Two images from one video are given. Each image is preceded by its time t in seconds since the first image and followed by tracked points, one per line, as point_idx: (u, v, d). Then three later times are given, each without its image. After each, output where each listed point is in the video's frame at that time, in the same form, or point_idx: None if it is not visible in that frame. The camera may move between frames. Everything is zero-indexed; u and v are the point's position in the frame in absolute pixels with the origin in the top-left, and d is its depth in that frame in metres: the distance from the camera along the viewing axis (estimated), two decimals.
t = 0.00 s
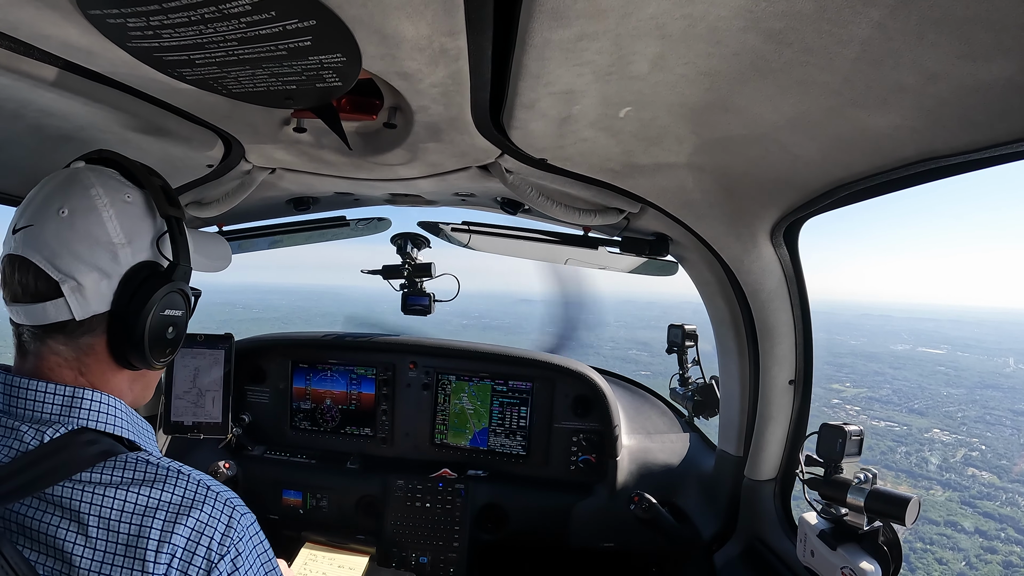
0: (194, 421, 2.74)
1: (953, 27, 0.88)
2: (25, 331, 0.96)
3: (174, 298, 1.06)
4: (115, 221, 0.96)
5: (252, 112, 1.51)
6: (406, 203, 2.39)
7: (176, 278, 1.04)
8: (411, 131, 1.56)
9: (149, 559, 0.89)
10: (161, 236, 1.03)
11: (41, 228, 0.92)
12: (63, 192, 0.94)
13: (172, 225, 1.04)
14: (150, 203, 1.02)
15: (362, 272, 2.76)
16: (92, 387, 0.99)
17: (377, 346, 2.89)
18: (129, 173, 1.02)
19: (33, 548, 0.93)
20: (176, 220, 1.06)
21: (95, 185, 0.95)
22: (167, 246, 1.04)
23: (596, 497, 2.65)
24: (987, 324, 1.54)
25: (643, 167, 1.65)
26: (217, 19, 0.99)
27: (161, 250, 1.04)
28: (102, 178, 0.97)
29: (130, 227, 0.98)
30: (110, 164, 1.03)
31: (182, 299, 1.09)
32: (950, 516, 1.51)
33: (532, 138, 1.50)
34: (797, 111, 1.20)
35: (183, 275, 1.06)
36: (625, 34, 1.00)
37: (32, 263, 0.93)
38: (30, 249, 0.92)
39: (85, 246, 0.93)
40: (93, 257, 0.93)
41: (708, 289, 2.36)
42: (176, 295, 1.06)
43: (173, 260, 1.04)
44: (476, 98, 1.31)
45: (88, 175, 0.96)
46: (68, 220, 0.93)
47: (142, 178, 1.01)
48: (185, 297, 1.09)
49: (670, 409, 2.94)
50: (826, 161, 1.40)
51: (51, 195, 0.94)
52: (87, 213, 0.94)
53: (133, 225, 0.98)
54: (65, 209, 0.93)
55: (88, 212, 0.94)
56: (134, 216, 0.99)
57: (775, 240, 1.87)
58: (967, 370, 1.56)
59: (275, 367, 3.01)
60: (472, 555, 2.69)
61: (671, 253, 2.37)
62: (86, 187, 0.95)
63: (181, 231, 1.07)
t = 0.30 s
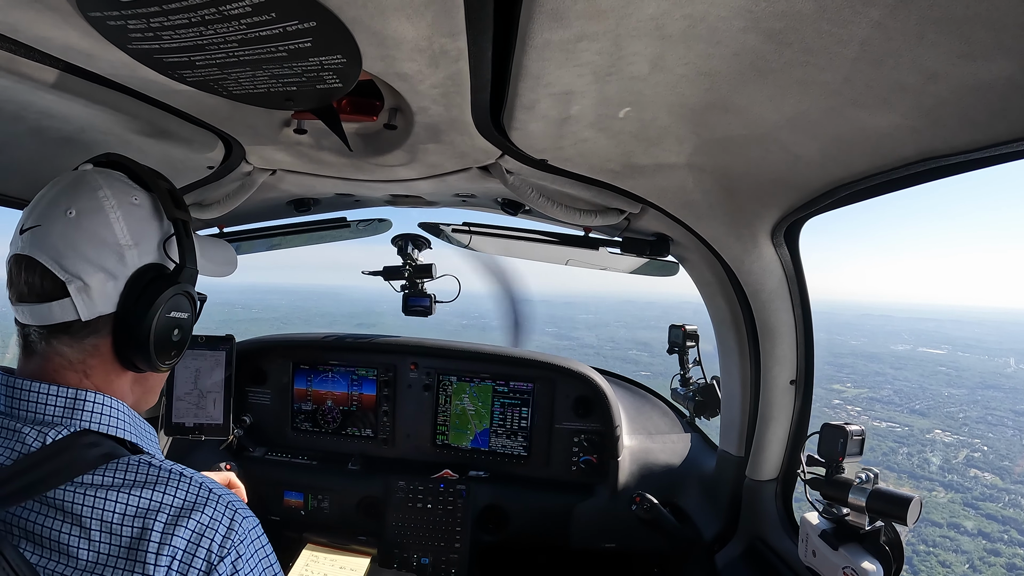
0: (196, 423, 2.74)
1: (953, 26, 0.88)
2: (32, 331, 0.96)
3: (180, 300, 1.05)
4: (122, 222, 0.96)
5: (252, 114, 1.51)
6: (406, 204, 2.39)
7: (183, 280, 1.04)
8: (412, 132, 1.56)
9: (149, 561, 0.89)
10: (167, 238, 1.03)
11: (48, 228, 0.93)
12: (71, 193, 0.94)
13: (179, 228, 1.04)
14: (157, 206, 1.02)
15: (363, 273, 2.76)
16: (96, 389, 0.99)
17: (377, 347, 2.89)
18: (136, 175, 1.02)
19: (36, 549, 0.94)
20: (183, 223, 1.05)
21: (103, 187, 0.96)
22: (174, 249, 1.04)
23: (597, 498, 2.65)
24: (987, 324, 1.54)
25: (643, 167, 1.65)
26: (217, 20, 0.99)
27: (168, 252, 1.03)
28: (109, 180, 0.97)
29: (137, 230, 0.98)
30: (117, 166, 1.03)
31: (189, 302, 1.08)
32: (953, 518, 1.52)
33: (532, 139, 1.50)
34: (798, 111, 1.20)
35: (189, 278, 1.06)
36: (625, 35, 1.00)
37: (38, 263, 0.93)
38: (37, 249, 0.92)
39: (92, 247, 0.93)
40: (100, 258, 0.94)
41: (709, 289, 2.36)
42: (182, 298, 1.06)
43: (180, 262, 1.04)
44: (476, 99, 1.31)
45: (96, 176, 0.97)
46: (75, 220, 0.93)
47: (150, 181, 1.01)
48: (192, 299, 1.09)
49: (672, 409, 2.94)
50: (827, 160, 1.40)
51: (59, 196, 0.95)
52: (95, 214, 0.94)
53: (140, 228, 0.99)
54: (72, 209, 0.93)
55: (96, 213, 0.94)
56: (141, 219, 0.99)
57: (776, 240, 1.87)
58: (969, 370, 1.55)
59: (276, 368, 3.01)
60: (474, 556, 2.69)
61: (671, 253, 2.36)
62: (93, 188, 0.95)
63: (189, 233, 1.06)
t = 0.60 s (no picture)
0: (198, 423, 2.75)
1: (954, 25, 0.88)
2: (33, 334, 0.97)
3: (179, 306, 1.04)
4: (120, 227, 0.96)
5: (254, 114, 1.51)
6: (408, 204, 2.39)
7: (180, 285, 1.03)
8: (413, 132, 1.56)
9: (152, 560, 0.89)
10: (166, 243, 1.03)
11: (47, 231, 0.93)
12: (72, 197, 0.95)
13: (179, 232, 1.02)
14: (156, 210, 1.01)
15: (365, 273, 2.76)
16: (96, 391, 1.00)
17: (379, 347, 2.89)
18: (138, 178, 1.02)
19: (39, 550, 0.94)
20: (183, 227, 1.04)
21: (103, 191, 0.96)
22: (173, 254, 1.03)
23: (599, 497, 2.65)
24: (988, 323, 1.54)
25: (645, 167, 1.65)
26: (219, 21, 0.99)
27: (166, 257, 1.03)
28: (110, 183, 0.97)
29: (135, 234, 0.98)
30: (122, 169, 1.04)
31: (188, 308, 1.07)
32: (956, 519, 1.52)
33: (534, 138, 1.50)
34: (799, 110, 1.20)
35: (189, 283, 1.05)
36: (626, 34, 1.00)
37: (37, 266, 0.93)
38: (36, 252, 0.93)
39: (89, 251, 0.93)
40: (97, 263, 0.94)
41: (710, 288, 2.36)
42: (181, 303, 1.04)
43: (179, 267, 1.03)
44: (477, 99, 1.31)
45: (97, 180, 0.97)
46: (74, 224, 0.93)
47: (151, 183, 1.00)
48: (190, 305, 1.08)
49: (674, 409, 2.94)
50: (828, 160, 1.40)
51: (61, 200, 0.95)
52: (93, 219, 0.94)
53: (138, 233, 0.98)
54: (71, 213, 0.94)
55: (95, 218, 0.94)
56: (139, 223, 0.99)
57: (778, 240, 1.87)
58: (969, 371, 1.56)
59: (278, 369, 3.01)
60: (476, 556, 2.69)
61: (673, 253, 2.36)
62: (93, 192, 0.96)
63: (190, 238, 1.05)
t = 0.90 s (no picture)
0: (197, 422, 2.74)
1: (956, 25, 0.87)
2: (27, 331, 0.97)
3: (166, 306, 1.02)
4: (106, 225, 0.95)
5: (255, 113, 1.51)
6: (409, 204, 2.39)
7: (163, 285, 1.00)
8: (414, 132, 1.56)
9: (148, 558, 0.89)
10: (154, 242, 1.01)
11: (37, 230, 0.94)
12: (63, 196, 0.96)
13: (167, 230, 1.00)
14: (145, 208, 1.00)
15: (365, 273, 2.76)
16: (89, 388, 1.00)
17: (380, 346, 2.89)
18: (131, 176, 1.02)
19: (38, 548, 0.94)
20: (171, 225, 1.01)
21: (91, 189, 0.96)
22: (162, 253, 1.01)
23: (599, 497, 2.65)
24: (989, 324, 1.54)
25: (646, 167, 1.65)
26: (220, 21, 0.99)
27: (154, 255, 1.01)
28: (100, 182, 0.97)
29: (122, 232, 0.97)
30: (119, 168, 1.04)
31: (178, 309, 1.04)
32: (959, 521, 1.51)
33: (535, 138, 1.50)
34: (801, 110, 1.20)
35: (177, 283, 1.02)
36: (628, 34, 1.00)
37: (28, 264, 0.95)
38: (27, 250, 0.95)
39: (75, 250, 0.93)
40: (82, 261, 0.93)
41: (711, 289, 2.36)
42: (168, 304, 1.02)
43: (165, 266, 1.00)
44: (478, 98, 1.31)
45: (88, 179, 0.97)
46: (61, 223, 0.94)
47: (141, 181, 0.99)
48: (178, 305, 1.04)
49: (674, 409, 2.94)
50: (830, 160, 1.40)
51: (53, 198, 0.96)
52: (80, 216, 0.94)
53: (125, 231, 0.97)
54: (60, 211, 0.94)
55: (81, 215, 0.94)
56: (127, 221, 0.97)
57: (779, 240, 1.86)
58: (971, 372, 1.55)
59: (279, 368, 3.02)
60: (476, 556, 2.69)
61: (674, 253, 2.36)
62: (83, 190, 0.96)
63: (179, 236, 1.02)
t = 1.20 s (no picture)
0: (197, 422, 2.74)
1: (956, 26, 0.87)
2: (26, 331, 0.97)
3: (165, 303, 1.01)
4: (103, 223, 0.95)
5: (255, 113, 1.51)
6: (409, 203, 2.39)
7: (163, 282, 1.00)
8: (414, 132, 1.56)
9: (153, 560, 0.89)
10: (152, 239, 1.01)
11: (34, 229, 0.94)
12: (59, 194, 0.96)
13: (165, 227, 1.00)
14: (143, 205, 1.00)
15: (365, 273, 2.76)
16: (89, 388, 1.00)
17: (380, 346, 2.89)
18: (128, 173, 1.01)
19: (39, 549, 0.94)
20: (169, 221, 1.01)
21: (88, 187, 0.96)
22: (160, 249, 1.01)
23: (600, 497, 2.65)
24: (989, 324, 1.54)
25: (645, 167, 1.65)
26: (219, 20, 0.99)
27: (152, 252, 1.01)
28: (96, 180, 0.97)
29: (120, 230, 0.97)
30: (115, 166, 1.04)
31: (176, 306, 1.04)
32: (961, 524, 1.51)
33: (534, 138, 1.50)
34: (800, 110, 1.20)
35: (176, 280, 1.02)
36: (628, 34, 0.99)
37: (26, 263, 0.95)
38: (24, 250, 0.94)
39: (72, 248, 0.93)
40: (80, 259, 0.93)
41: (711, 289, 2.36)
42: (167, 301, 1.02)
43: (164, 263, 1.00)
44: (478, 99, 1.31)
45: (85, 177, 0.97)
46: (59, 221, 0.94)
47: (138, 178, 0.99)
48: (178, 302, 1.05)
49: (674, 409, 2.94)
50: (830, 160, 1.40)
51: (49, 197, 0.96)
52: (77, 215, 0.94)
53: (122, 229, 0.97)
54: (57, 210, 0.94)
55: (79, 214, 0.94)
56: (124, 219, 0.97)
57: (778, 240, 1.86)
58: (972, 372, 1.55)
59: (279, 368, 3.02)
60: (475, 555, 2.69)
61: (674, 253, 2.36)
62: (80, 189, 0.96)
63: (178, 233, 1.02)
